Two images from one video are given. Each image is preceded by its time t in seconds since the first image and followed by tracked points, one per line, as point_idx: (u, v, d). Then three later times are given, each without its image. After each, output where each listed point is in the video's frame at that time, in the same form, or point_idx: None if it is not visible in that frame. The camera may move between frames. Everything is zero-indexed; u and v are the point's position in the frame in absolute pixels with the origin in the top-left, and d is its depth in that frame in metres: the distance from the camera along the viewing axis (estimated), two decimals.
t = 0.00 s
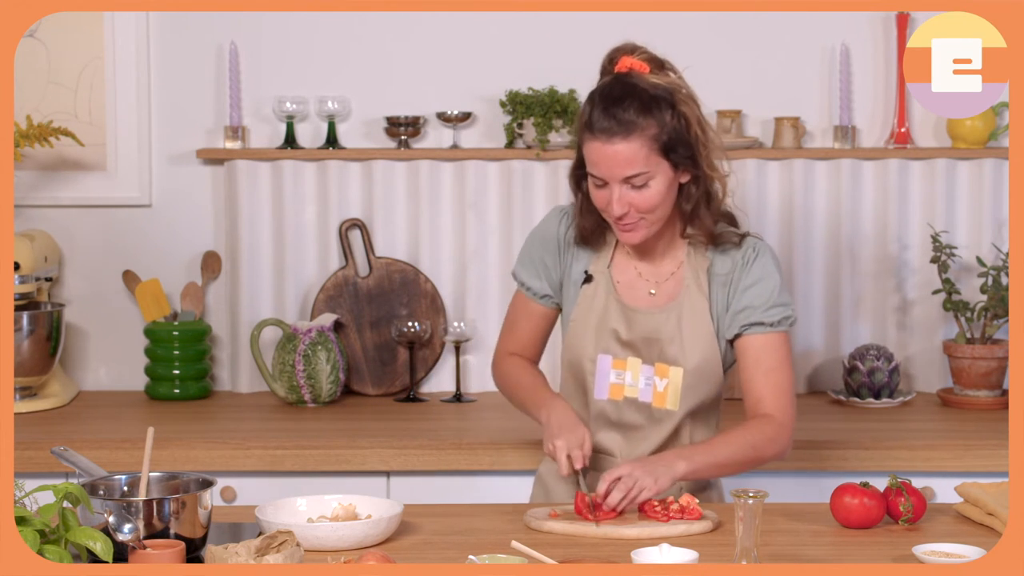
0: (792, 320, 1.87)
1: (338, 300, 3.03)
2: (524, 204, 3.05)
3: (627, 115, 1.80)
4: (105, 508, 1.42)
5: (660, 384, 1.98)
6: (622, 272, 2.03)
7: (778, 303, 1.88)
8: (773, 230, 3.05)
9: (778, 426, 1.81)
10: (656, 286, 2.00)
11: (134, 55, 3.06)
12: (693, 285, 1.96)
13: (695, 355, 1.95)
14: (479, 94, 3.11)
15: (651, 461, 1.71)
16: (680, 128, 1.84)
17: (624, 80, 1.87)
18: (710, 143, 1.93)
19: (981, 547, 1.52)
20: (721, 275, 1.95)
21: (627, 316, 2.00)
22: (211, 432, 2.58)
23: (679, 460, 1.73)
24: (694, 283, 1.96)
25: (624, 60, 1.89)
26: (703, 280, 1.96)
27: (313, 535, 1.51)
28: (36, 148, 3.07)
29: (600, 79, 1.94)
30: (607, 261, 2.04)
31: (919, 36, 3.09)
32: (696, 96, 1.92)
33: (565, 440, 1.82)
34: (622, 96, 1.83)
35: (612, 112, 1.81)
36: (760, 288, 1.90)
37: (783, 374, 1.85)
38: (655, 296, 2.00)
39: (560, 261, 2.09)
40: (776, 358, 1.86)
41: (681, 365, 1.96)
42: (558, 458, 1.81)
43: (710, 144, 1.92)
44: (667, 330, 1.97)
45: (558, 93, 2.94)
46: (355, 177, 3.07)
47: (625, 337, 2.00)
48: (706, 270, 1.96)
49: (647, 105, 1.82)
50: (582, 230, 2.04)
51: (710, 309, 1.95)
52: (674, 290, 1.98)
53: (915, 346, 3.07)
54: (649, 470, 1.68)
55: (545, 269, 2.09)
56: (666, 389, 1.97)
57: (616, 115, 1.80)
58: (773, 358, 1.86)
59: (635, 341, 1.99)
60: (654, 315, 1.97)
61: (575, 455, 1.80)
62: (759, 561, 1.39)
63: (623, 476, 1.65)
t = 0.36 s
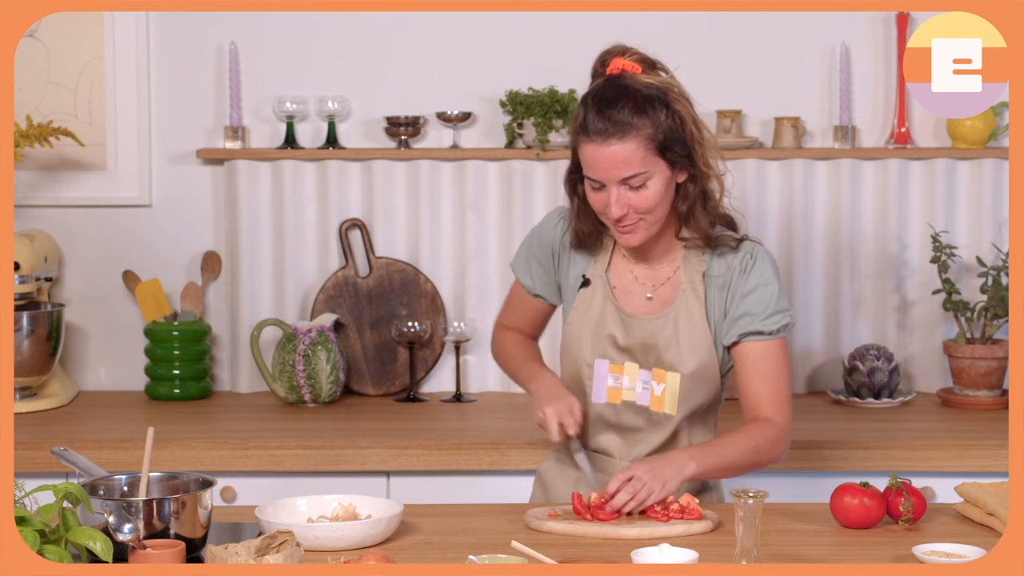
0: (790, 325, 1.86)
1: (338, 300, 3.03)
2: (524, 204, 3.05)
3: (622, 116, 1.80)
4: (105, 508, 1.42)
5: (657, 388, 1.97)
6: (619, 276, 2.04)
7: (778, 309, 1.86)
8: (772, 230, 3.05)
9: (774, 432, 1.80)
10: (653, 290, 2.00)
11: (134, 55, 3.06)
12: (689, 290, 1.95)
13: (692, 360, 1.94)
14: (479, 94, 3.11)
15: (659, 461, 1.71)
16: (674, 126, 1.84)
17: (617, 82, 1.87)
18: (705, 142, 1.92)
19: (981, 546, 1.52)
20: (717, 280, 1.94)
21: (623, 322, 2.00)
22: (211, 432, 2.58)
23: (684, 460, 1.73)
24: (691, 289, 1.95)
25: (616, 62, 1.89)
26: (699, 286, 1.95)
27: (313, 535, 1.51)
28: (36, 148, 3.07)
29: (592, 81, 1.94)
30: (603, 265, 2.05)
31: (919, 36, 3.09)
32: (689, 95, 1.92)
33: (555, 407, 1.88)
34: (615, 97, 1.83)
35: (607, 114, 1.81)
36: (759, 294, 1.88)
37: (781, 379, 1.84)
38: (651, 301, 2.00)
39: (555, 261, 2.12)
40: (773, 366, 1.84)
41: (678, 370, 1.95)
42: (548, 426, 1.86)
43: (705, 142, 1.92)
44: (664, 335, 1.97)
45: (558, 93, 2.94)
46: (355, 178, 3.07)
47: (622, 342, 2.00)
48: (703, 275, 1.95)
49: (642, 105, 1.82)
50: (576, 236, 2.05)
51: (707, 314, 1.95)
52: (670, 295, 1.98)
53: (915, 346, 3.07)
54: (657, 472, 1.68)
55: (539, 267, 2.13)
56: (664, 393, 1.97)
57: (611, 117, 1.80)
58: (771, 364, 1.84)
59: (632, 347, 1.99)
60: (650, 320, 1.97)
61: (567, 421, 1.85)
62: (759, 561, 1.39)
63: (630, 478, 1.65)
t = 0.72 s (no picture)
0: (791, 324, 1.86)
1: (338, 300, 3.03)
2: (524, 204, 3.05)
3: (621, 120, 1.80)
4: (105, 508, 1.42)
5: (661, 390, 1.98)
6: (622, 277, 2.04)
7: (780, 309, 1.86)
8: (772, 229, 3.05)
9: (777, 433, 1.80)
10: (656, 292, 2.00)
11: (133, 55, 3.06)
12: (691, 291, 1.95)
13: (697, 361, 1.95)
14: (479, 94, 3.11)
15: (663, 463, 1.72)
16: (674, 129, 1.84)
17: (615, 84, 1.86)
18: (705, 142, 1.92)
19: (981, 546, 1.52)
20: (719, 281, 1.94)
21: (627, 324, 2.00)
22: (211, 432, 2.58)
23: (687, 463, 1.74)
24: (694, 290, 1.95)
25: (613, 65, 1.89)
26: (701, 287, 1.95)
27: (313, 535, 1.51)
28: (36, 148, 3.08)
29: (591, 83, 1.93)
30: (606, 266, 2.04)
31: (919, 36, 3.09)
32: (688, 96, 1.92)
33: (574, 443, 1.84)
34: (613, 101, 1.83)
35: (606, 118, 1.80)
36: (760, 294, 1.88)
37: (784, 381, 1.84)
38: (654, 302, 2.00)
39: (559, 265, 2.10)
40: (775, 367, 1.85)
41: (683, 371, 1.96)
42: (568, 459, 1.83)
43: (705, 143, 1.92)
44: (667, 337, 1.97)
45: (558, 93, 2.94)
46: (355, 178, 3.07)
47: (626, 344, 2.00)
48: (705, 276, 1.95)
49: (640, 108, 1.81)
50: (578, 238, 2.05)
51: (709, 315, 1.95)
52: (673, 296, 1.98)
53: (915, 346, 3.07)
54: (660, 473, 1.69)
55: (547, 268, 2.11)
56: (668, 395, 1.97)
57: (610, 121, 1.80)
58: (772, 365, 1.85)
59: (636, 349, 1.99)
60: (654, 322, 1.97)
61: (585, 456, 1.82)
62: (759, 561, 1.39)
63: (632, 478, 1.67)
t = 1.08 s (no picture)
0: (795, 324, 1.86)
1: (338, 300, 3.03)
2: (524, 203, 3.05)
3: (625, 111, 1.80)
4: (105, 508, 1.42)
5: (662, 388, 1.97)
6: (626, 275, 2.04)
7: (785, 309, 1.86)
8: (772, 228, 3.05)
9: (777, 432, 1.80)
10: (659, 289, 2.00)
11: (134, 56, 3.06)
12: (694, 289, 1.95)
13: (697, 358, 1.94)
14: (479, 94, 3.11)
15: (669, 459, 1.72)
16: (678, 122, 1.84)
17: (620, 79, 1.87)
18: (710, 137, 1.92)
19: (981, 546, 1.52)
20: (722, 281, 1.94)
21: (628, 320, 1.99)
22: (211, 432, 2.58)
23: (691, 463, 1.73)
24: (697, 287, 1.95)
25: (618, 59, 1.89)
26: (705, 284, 1.95)
27: (312, 535, 1.51)
28: (36, 148, 3.07)
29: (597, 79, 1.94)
30: (608, 263, 2.04)
31: (919, 36, 3.09)
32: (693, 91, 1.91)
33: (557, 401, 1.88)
34: (618, 94, 1.83)
35: (610, 111, 1.81)
36: (765, 294, 1.88)
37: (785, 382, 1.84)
38: (656, 299, 2.00)
39: (562, 259, 2.11)
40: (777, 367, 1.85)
41: (683, 368, 1.95)
42: (551, 416, 1.87)
43: (710, 138, 1.92)
44: (669, 333, 1.96)
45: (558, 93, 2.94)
46: (355, 178, 3.07)
47: (627, 340, 1.99)
48: (708, 274, 1.95)
49: (645, 100, 1.82)
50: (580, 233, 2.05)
51: (712, 314, 1.94)
52: (676, 293, 1.98)
53: (915, 346, 3.07)
54: (668, 469, 1.69)
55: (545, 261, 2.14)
56: (669, 393, 1.97)
57: (614, 113, 1.80)
58: (774, 366, 1.85)
59: (637, 345, 1.99)
60: (655, 318, 1.96)
61: (569, 414, 1.86)
62: (759, 561, 1.39)
63: (639, 473, 1.67)
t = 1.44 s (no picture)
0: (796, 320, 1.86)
1: (338, 300, 3.03)
2: (524, 203, 3.05)
3: (626, 108, 1.80)
4: (105, 508, 1.42)
5: (664, 385, 1.98)
6: (626, 271, 2.03)
7: (784, 303, 1.86)
8: (772, 228, 3.05)
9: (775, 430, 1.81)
10: (660, 285, 2.00)
11: (133, 55, 3.06)
12: (696, 284, 1.95)
13: (698, 355, 1.94)
14: (479, 94, 3.11)
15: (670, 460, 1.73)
16: (678, 119, 1.84)
17: (620, 75, 1.87)
18: (710, 135, 1.92)
19: (981, 546, 1.52)
20: (723, 276, 1.94)
21: (630, 317, 1.99)
22: (211, 432, 2.58)
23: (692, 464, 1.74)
24: (698, 283, 1.95)
25: (619, 56, 1.89)
26: (706, 280, 1.95)
27: (312, 535, 1.51)
28: (36, 148, 3.07)
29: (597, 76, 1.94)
30: (609, 262, 2.03)
31: (919, 36, 3.09)
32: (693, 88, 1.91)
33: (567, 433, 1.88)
34: (618, 90, 1.83)
35: (611, 107, 1.81)
36: (765, 289, 1.88)
37: (785, 378, 1.85)
38: (658, 296, 1.99)
39: (563, 261, 2.09)
40: (776, 364, 1.85)
41: (685, 365, 1.96)
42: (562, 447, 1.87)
43: (710, 134, 1.91)
44: (670, 330, 1.96)
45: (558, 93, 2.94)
46: (355, 178, 3.07)
47: (629, 337, 2.00)
48: (709, 269, 1.95)
49: (645, 97, 1.82)
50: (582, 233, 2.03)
51: (713, 309, 1.94)
52: (678, 290, 1.98)
53: (915, 346, 3.07)
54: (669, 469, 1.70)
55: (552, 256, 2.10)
56: (671, 390, 1.97)
57: (615, 110, 1.80)
58: (773, 363, 1.86)
59: (639, 342, 1.99)
60: (657, 315, 1.97)
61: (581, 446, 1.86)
62: (759, 561, 1.39)
63: (640, 475, 1.67)
